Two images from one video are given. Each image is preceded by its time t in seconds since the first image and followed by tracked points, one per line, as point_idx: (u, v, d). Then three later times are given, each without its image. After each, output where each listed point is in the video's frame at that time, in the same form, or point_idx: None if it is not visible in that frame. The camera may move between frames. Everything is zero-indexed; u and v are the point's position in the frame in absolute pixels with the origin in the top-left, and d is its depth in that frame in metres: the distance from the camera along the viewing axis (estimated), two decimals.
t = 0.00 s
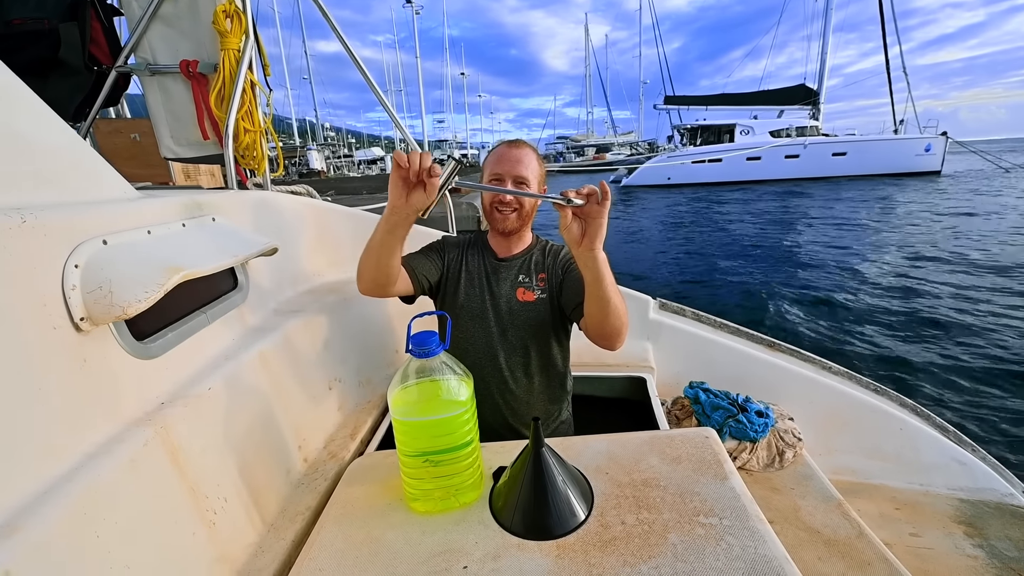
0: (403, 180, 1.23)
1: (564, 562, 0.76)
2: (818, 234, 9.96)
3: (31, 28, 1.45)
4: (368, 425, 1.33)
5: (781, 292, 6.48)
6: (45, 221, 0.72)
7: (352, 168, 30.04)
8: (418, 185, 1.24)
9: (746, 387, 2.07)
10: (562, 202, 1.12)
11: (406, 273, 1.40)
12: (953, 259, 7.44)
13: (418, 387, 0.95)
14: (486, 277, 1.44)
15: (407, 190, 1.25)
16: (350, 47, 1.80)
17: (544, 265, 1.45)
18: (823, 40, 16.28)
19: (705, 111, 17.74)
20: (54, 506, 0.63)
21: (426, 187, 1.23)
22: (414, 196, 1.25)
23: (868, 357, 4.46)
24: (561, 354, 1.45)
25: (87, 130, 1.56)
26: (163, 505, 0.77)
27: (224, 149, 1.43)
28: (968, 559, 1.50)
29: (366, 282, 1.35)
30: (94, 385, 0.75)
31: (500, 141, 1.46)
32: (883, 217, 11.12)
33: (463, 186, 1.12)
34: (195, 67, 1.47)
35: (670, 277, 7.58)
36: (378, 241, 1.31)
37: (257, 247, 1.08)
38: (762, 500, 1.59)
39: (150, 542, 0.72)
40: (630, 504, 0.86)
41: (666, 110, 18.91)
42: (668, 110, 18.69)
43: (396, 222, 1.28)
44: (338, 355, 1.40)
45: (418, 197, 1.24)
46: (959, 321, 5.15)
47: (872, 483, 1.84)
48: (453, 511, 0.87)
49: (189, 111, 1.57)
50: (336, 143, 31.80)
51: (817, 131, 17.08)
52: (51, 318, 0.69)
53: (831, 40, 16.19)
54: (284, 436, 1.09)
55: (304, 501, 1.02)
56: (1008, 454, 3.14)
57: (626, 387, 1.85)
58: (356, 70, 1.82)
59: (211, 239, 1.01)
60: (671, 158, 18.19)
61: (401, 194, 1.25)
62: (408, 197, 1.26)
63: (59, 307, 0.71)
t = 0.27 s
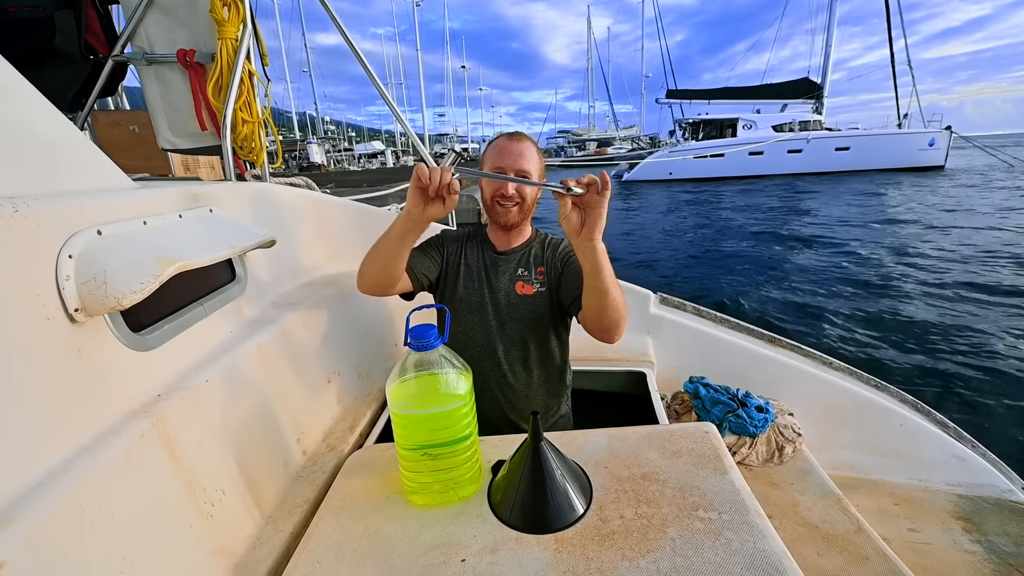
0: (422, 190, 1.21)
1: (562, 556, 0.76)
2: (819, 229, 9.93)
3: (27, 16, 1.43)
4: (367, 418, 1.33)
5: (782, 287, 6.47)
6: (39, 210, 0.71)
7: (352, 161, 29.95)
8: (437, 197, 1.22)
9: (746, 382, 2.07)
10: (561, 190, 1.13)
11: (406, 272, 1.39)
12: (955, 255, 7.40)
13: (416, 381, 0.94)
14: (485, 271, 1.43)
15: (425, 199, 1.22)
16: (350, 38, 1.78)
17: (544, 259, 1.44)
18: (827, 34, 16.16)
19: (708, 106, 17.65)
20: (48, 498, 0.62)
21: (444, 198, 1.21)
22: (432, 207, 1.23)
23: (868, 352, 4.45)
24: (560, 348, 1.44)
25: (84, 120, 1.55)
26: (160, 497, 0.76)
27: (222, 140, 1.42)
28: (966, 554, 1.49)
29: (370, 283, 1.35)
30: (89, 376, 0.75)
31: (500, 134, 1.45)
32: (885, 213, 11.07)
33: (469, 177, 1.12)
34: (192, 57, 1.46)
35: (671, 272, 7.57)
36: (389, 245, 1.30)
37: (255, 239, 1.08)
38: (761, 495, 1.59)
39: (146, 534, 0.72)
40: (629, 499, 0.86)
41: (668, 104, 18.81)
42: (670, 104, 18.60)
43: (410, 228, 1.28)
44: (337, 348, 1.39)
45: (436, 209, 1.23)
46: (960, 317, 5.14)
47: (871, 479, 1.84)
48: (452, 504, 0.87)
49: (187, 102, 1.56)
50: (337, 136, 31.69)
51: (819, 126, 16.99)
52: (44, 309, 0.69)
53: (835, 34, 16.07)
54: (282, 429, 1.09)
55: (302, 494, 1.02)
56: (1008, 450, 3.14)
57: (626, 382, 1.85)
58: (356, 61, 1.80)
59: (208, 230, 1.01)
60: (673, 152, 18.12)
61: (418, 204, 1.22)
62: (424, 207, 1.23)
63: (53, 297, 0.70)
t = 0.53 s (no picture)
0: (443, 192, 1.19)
1: (561, 553, 0.76)
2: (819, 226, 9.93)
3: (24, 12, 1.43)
4: (367, 415, 1.32)
5: (782, 284, 6.48)
6: (35, 208, 0.71)
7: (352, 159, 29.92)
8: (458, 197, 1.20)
9: (745, 379, 2.07)
10: (557, 189, 1.10)
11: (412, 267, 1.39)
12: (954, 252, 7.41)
13: (415, 378, 0.95)
14: (483, 267, 1.43)
15: (445, 199, 1.20)
16: (349, 34, 1.77)
17: (542, 254, 1.44)
18: (827, 31, 16.13)
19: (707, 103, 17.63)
20: (45, 496, 0.62)
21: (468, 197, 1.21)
22: (451, 207, 1.22)
23: (867, 350, 4.46)
24: (559, 344, 1.44)
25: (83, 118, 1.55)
26: (158, 495, 0.76)
27: (221, 137, 1.42)
28: (964, 550, 1.50)
29: (376, 275, 1.37)
30: (87, 374, 0.75)
31: (492, 131, 1.44)
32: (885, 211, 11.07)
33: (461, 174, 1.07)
34: (191, 53, 1.45)
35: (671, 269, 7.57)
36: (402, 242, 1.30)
37: (253, 237, 1.07)
38: (760, 491, 1.59)
39: (145, 532, 0.72)
40: (627, 496, 0.86)
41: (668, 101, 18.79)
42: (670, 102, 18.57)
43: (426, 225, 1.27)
44: (336, 346, 1.39)
45: (457, 208, 1.21)
46: (959, 314, 5.14)
47: (870, 475, 1.84)
48: (451, 502, 0.87)
49: (186, 99, 1.55)
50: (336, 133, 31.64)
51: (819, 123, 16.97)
52: (41, 306, 0.68)
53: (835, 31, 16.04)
54: (281, 427, 1.09)
55: (301, 491, 1.02)
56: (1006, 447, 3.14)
57: (626, 379, 1.85)
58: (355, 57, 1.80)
59: (207, 228, 1.00)
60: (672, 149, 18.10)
61: (438, 203, 1.21)
62: (444, 206, 1.22)
63: (50, 295, 0.70)
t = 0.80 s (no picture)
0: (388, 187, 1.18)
1: (558, 553, 0.76)
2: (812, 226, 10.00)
3: (16, 14, 1.42)
4: (363, 418, 1.32)
5: (776, 284, 6.52)
6: (27, 212, 0.70)
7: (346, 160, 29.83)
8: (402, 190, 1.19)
9: (741, 379, 2.08)
10: (560, 191, 1.13)
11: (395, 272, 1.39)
12: (945, 251, 7.48)
13: (412, 379, 0.94)
14: (482, 270, 1.43)
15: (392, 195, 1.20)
16: (344, 36, 1.77)
17: (541, 257, 1.44)
18: (819, 32, 16.25)
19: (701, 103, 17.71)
20: (38, 502, 0.62)
21: (412, 183, 1.18)
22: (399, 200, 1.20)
23: (861, 348, 4.49)
24: (557, 346, 1.44)
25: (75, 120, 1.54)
26: (153, 500, 0.76)
27: (216, 140, 1.41)
28: (956, 545, 1.51)
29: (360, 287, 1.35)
30: (80, 379, 0.74)
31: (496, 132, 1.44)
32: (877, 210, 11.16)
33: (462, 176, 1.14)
34: (185, 56, 1.44)
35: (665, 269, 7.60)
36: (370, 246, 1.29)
37: (248, 240, 1.07)
38: (756, 489, 1.60)
39: (140, 538, 0.71)
40: (624, 495, 0.86)
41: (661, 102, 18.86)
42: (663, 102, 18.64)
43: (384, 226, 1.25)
44: (332, 348, 1.39)
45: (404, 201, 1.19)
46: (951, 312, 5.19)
47: (864, 472, 1.86)
48: (448, 504, 0.87)
49: (180, 101, 1.55)
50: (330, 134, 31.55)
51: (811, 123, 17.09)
52: (34, 311, 0.68)
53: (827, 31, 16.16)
54: (277, 430, 1.08)
55: (298, 495, 1.02)
56: (997, 443, 3.18)
57: (622, 379, 1.85)
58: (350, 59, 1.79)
59: (201, 231, 1.00)
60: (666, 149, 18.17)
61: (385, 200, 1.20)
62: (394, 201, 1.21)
63: (43, 300, 0.69)
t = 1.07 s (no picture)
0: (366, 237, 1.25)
1: (554, 552, 0.77)
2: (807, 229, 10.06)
3: (14, 12, 1.42)
4: (360, 417, 1.33)
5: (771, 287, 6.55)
6: (28, 209, 0.71)
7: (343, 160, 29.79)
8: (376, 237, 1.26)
9: (736, 381, 2.09)
10: (560, 200, 1.13)
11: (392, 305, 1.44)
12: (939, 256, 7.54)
13: (409, 378, 0.94)
14: (480, 272, 1.43)
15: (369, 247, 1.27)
16: (343, 37, 1.78)
17: (540, 259, 1.45)
18: (815, 37, 16.37)
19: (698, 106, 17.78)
20: (37, 499, 0.62)
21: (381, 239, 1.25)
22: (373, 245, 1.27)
23: (855, 351, 4.52)
24: (555, 348, 1.44)
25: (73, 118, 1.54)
26: (151, 498, 0.76)
27: (214, 139, 1.41)
28: (947, 547, 1.53)
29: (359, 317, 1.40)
30: (79, 376, 0.74)
31: (492, 135, 1.45)
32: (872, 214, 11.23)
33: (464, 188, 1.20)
34: (184, 55, 1.45)
35: (662, 271, 7.63)
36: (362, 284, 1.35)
37: (247, 239, 1.07)
38: (750, 491, 1.61)
39: (138, 535, 0.72)
40: (620, 495, 0.87)
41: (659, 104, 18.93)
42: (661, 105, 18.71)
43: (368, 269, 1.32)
44: (329, 348, 1.39)
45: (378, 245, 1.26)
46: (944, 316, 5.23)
47: (858, 474, 1.87)
48: (444, 503, 0.88)
49: (179, 100, 1.55)
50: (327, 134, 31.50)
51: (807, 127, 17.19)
52: (34, 308, 0.68)
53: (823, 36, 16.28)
54: (274, 429, 1.09)
55: (295, 494, 1.02)
56: (989, 447, 3.20)
57: (618, 380, 1.86)
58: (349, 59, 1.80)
59: (200, 230, 1.00)
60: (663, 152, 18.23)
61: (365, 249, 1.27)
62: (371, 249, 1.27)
63: (43, 297, 0.69)
